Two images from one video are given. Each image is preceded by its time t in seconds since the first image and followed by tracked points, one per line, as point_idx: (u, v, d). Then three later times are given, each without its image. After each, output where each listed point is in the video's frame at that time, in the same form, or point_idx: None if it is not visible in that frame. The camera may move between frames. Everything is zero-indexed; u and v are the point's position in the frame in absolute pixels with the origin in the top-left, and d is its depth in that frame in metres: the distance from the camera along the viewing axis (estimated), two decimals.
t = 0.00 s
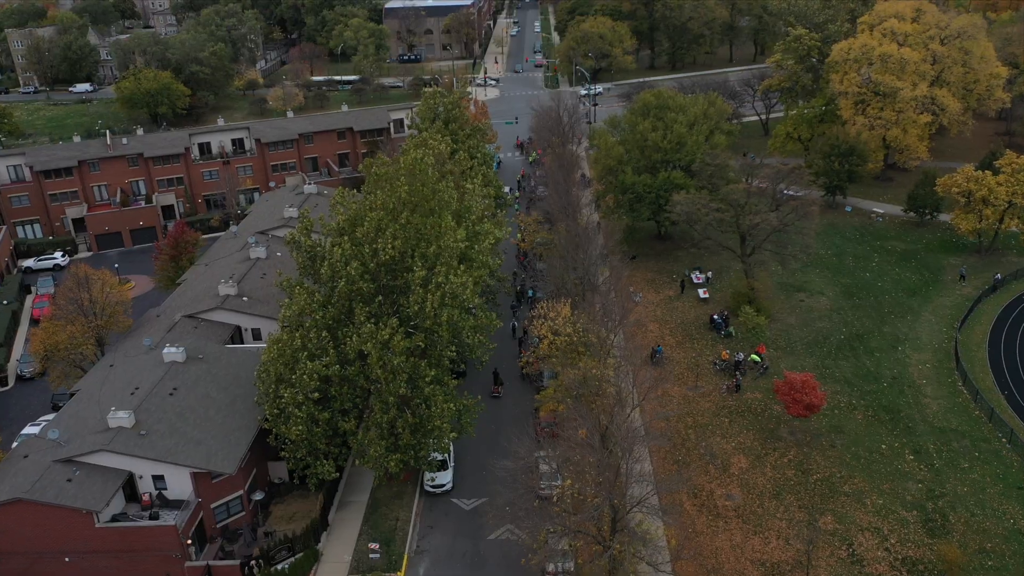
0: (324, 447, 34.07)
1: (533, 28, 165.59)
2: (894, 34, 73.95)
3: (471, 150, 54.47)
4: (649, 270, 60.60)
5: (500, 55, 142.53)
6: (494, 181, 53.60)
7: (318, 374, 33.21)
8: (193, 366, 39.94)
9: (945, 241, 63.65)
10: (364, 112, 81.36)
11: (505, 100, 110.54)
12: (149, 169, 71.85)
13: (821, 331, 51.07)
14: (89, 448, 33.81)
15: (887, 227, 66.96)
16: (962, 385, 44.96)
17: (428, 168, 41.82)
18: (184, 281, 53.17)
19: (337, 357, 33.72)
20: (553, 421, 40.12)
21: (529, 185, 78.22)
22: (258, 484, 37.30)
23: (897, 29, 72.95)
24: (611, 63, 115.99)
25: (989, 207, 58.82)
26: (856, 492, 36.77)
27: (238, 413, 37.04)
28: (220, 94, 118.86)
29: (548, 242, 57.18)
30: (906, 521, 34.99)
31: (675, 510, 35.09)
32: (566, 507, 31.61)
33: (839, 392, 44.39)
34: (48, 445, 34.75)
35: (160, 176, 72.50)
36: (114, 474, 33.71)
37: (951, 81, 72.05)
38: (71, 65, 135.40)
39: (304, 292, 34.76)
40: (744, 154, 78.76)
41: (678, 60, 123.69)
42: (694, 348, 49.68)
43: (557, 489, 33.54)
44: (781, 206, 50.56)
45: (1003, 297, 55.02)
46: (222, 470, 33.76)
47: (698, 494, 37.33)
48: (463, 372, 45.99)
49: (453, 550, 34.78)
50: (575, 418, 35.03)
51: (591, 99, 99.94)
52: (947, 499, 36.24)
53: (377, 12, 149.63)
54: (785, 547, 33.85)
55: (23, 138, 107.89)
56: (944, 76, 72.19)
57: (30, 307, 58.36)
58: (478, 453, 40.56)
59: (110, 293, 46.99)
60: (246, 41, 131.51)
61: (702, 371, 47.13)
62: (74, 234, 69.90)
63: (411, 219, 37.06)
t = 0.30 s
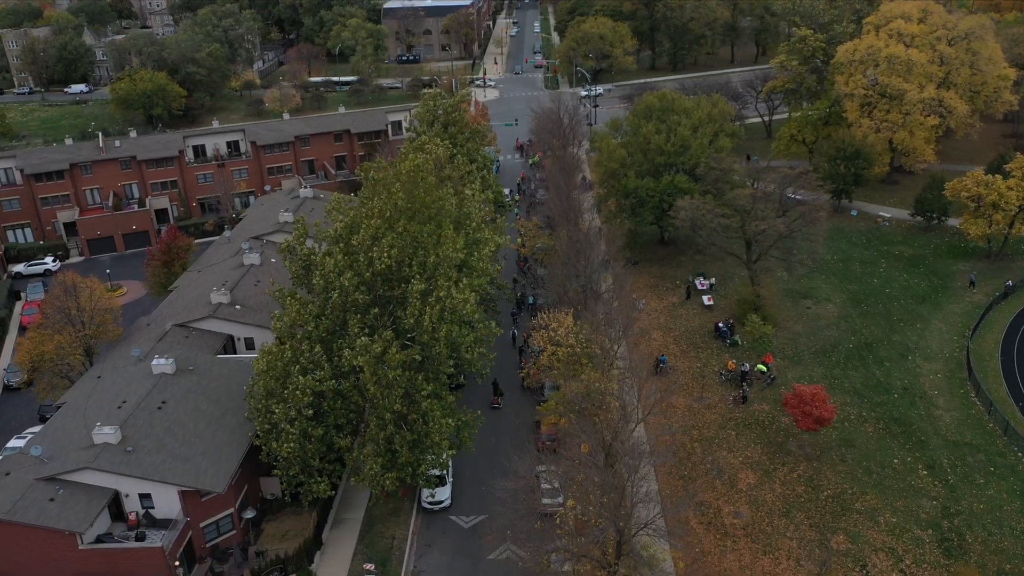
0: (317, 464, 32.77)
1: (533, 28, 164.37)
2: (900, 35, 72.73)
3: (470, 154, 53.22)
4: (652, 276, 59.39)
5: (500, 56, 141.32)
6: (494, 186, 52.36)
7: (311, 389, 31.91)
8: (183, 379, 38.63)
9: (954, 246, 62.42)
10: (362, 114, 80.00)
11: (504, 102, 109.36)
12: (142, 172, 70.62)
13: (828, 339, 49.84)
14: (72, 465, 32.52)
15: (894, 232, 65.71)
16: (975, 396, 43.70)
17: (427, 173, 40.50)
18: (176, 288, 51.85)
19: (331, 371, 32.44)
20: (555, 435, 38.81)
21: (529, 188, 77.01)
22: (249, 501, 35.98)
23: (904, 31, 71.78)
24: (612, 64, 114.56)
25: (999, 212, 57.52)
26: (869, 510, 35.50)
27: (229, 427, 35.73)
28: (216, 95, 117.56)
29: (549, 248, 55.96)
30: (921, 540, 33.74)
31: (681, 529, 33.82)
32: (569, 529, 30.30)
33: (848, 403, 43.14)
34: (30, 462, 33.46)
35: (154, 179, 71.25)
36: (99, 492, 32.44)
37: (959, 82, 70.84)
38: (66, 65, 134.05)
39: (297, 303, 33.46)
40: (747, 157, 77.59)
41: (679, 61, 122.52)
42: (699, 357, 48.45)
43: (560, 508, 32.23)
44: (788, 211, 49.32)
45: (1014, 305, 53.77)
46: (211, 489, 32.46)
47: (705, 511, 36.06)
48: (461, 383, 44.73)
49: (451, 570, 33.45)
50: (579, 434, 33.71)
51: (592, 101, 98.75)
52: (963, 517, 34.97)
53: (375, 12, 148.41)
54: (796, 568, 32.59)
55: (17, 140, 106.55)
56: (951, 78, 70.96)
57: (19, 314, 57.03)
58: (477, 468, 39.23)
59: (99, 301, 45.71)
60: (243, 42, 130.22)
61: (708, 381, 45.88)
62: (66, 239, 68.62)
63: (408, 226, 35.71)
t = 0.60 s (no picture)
0: (310, 485, 31.31)
1: (533, 29, 162.96)
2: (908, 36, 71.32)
3: (469, 159, 51.83)
4: (655, 283, 58.08)
5: (499, 57, 140.00)
6: (494, 191, 51.01)
7: (303, 408, 30.45)
8: (172, 393, 37.23)
9: (964, 252, 61.06)
10: (359, 116, 78.67)
11: (503, 103, 108.06)
12: (134, 176, 69.28)
13: (838, 349, 48.48)
14: (53, 487, 31.15)
15: (902, 237, 64.35)
16: (991, 410, 42.30)
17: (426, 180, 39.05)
18: (167, 296, 50.45)
19: (323, 388, 30.96)
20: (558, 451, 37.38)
21: (530, 192, 75.74)
22: (240, 521, 34.57)
23: (912, 31, 70.39)
24: (613, 65, 113.51)
25: (1011, 218, 56.09)
26: (884, 531, 34.13)
27: (219, 445, 34.35)
28: (213, 97, 116.13)
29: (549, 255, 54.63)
30: (939, 564, 32.37)
31: (689, 553, 32.42)
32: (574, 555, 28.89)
33: (860, 417, 41.77)
34: (10, 483, 32.09)
35: (146, 183, 69.92)
36: (81, 515, 31.06)
37: (968, 84, 69.44)
38: (61, 66, 132.60)
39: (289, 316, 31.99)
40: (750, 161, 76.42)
41: (680, 62, 121.14)
42: (705, 368, 47.13)
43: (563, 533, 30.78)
44: (797, 218, 47.93)
45: None
46: (198, 512, 31.07)
47: (714, 532, 34.67)
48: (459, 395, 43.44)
49: None
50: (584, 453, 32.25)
51: (593, 102, 97.44)
52: (983, 539, 33.59)
53: (374, 12, 147.05)
54: None
55: (10, 142, 105.15)
56: (960, 80, 69.57)
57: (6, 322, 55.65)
58: (477, 486, 37.82)
59: (86, 311, 44.31)
60: (241, 42, 128.83)
61: (715, 394, 44.52)
62: (57, 244, 67.24)
63: (405, 236, 34.21)
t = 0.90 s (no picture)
0: (300, 510, 29.80)
1: (532, 29, 161.36)
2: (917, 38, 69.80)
3: (468, 163, 50.18)
4: (659, 291, 56.62)
5: (499, 57, 138.47)
6: (494, 197, 49.50)
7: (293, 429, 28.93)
8: (158, 411, 35.69)
9: (975, 259, 59.57)
10: (357, 119, 77.06)
11: (503, 105, 106.67)
12: (126, 180, 67.73)
13: (849, 361, 46.99)
14: (30, 512, 29.64)
15: (911, 243, 62.87)
16: (1009, 426, 40.79)
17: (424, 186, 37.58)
18: (157, 305, 48.92)
19: (314, 409, 29.41)
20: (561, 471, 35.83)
21: (531, 196, 74.32)
22: (228, 546, 33.02)
23: (921, 32, 68.88)
24: (614, 66, 112.31)
25: None
26: (902, 557, 32.63)
27: (206, 466, 32.81)
28: (209, 98, 114.45)
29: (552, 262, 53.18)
30: None
31: None
32: None
33: (873, 434, 40.27)
34: None
35: (138, 187, 68.37)
36: (59, 542, 29.52)
37: (978, 86, 67.93)
38: (56, 66, 130.86)
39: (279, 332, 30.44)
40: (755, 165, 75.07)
41: (682, 63, 119.58)
42: (712, 381, 45.67)
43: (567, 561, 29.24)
44: (807, 225, 46.43)
45: None
46: (183, 538, 29.53)
47: (724, 557, 33.16)
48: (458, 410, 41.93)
49: None
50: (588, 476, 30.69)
51: (595, 104, 95.97)
52: (1006, 565, 32.10)
53: (372, 12, 145.43)
54: None
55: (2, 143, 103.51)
56: (970, 82, 68.06)
57: None
58: (476, 507, 36.25)
59: (72, 322, 42.77)
60: (237, 43, 127.21)
61: (723, 408, 43.02)
62: (46, 249, 65.67)
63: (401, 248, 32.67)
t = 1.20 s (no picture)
0: (289, 538, 28.17)
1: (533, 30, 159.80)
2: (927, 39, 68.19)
3: (467, 169, 48.54)
4: (664, 300, 55.08)
5: (499, 58, 136.94)
6: (494, 203, 47.94)
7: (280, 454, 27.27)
8: (143, 431, 34.08)
9: (988, 267, 57.99)
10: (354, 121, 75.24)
11: (504, 107, 104.95)
12: (117, 185, 66.14)
13: (861, 374, 45.40)
14: (5, 543, 28.04)
15: (922, 250, 61.29)
16: None
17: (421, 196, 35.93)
18: (145, 315, 47.32)
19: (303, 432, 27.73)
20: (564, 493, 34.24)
21: (532, 200, 72.85)
22: (214, 573, 31.42)
23: (931, 34, 67.28)
24: (615, 67, 110.90)
25: None
26: None
27: (191, 491, 31.21)
28: (205, 100, 112.72)
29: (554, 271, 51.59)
30: None
31: None
32: None
33: (889, 452, 38.69)
34: None
35: (130, 192, 66.79)
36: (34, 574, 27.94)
37: (990, 89, 66.36)
38: (50, 66, 129.08)
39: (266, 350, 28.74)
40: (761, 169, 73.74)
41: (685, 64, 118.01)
42: (720, 396, 44.12)
43: None
44: (818, 234, 44.83)
45: None
46: (165, 569, 27.93)
47: None
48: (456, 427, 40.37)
49: None
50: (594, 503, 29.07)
51: (597, 106, 94.45)
52: None
53: (371, 13, 143.84)
54: None
55: None
56: (982, 85, 66.50)
57: None
58: (475, 530, 34.64)
59: (55, 335, 41.16)
60: (234, 43, 125.56)
61: (732, 425, 41.45)
62: (35, 255, 64.05)
63: (397, 261, 31.03)
